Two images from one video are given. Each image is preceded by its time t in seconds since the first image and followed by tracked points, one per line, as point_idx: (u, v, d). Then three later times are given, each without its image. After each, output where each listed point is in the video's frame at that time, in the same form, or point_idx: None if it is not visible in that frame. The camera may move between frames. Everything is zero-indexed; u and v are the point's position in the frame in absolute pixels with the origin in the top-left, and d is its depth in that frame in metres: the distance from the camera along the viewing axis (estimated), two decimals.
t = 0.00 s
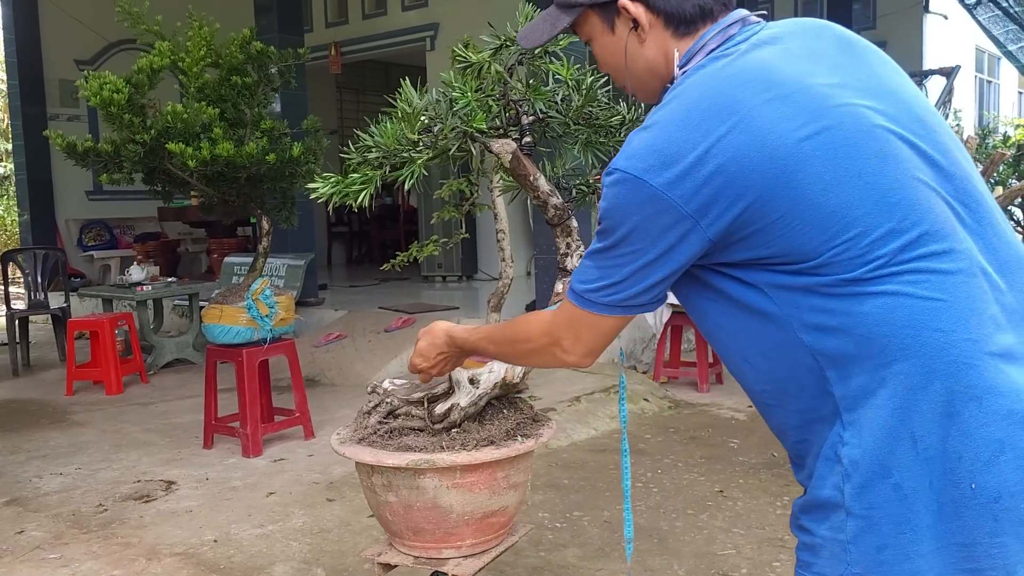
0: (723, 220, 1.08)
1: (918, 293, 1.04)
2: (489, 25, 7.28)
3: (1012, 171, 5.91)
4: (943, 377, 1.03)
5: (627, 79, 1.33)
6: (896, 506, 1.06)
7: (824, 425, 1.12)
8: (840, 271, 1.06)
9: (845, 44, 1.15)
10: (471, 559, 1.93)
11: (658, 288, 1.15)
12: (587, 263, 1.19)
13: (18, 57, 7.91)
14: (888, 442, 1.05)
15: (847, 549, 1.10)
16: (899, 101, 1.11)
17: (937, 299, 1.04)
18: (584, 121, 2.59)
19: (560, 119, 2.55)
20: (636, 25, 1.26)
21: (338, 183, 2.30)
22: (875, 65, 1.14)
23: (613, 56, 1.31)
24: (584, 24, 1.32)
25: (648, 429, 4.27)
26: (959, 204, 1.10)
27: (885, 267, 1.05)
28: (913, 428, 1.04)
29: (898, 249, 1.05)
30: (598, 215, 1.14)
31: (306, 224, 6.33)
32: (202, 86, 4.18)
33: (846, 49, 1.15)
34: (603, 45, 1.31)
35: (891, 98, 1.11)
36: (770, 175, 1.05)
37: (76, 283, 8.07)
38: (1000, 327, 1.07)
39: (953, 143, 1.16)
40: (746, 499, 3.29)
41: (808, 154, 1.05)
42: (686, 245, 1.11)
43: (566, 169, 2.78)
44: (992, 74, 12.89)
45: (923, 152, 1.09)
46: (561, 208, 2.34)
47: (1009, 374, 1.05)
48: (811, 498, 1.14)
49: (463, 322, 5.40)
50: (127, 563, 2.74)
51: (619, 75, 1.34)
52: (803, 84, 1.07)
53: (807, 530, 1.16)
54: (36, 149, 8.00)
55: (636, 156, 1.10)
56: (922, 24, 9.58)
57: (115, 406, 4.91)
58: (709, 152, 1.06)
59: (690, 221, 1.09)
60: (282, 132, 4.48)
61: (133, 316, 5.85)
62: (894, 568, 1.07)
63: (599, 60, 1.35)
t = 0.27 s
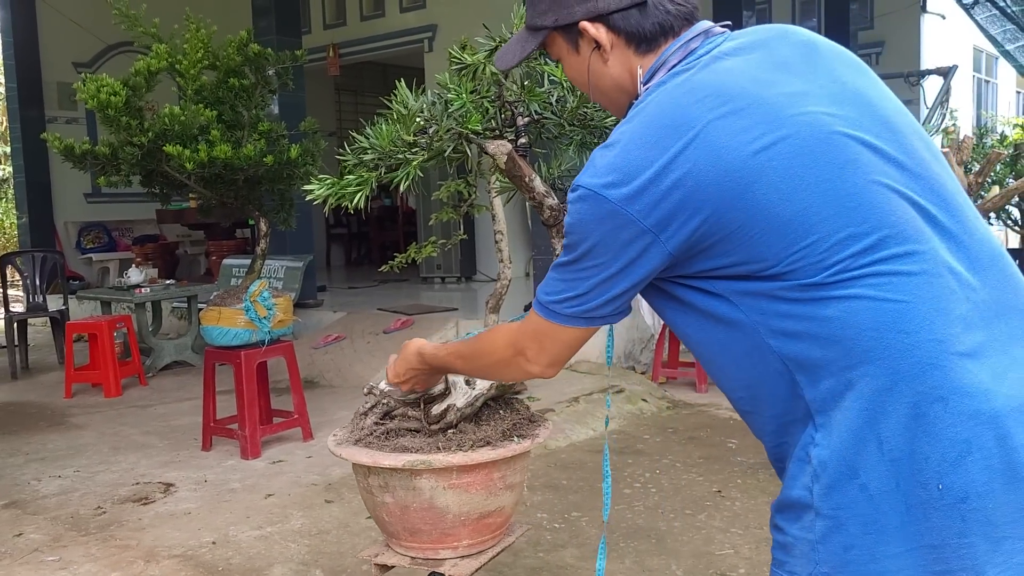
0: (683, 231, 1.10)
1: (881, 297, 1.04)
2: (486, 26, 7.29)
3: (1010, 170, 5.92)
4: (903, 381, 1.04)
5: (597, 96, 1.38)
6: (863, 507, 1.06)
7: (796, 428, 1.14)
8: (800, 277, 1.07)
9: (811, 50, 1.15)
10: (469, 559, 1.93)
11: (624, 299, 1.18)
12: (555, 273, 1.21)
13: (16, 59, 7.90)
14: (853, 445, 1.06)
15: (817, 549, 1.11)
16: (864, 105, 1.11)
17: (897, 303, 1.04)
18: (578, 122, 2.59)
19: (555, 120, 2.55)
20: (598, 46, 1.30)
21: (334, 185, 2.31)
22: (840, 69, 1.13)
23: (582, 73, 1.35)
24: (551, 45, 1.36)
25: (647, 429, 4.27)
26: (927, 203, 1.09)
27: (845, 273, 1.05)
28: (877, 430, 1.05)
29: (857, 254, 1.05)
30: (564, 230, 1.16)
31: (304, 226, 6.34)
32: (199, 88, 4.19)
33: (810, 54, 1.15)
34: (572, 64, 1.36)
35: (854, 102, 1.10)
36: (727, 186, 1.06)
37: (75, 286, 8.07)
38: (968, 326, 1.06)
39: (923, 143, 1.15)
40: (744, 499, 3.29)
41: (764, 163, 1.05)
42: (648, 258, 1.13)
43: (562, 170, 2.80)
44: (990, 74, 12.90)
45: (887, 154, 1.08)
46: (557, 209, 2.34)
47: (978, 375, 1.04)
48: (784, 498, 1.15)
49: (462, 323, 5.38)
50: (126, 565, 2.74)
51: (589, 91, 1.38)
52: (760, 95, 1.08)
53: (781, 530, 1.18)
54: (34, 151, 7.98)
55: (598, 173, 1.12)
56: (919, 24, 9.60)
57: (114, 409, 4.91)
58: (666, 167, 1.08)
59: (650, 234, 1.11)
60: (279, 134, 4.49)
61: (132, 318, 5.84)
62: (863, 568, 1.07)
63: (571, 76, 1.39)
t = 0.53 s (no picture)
0: (676, 236, 1.10)
1: (875, 296, 1.04)
2: (485, 28, 7.30)
3: (1009, 170, 5.92)
4: (896, 381, 1.04)
5: (593, 102, 1.38)
6: (860, 502, 1.06)
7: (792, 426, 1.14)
8: (793, 278, 1.07)
9: (802, 53, 1.15)
10: (469, 560, 1.93)
11: (616, 301, 1.19)
12: (549, 277, 1.22)
13: (15, 62, 7.91)
14: (851, 441, 1.06)
15: (815, 544, 1.11)
16: (855, 105, 1.11)
17: (891, 302, 1.04)
18: (577, 123, 2.60)
19: (554, 121, 2.55)
20: (596, 52, 1.31)
21: (333, 186, 2.31)
22: (830, 71, 1.14)
23: (578, 79, 1.36)
24: (547, 51, 1.36)
25: (647, 430, 4.27)
26: (919, 201, 1.09)
27: (838, 273, 1.05)
28: (873, 426, 1.05)
29: (850, 254, 1.05)
30: (558, 236, 1.16)
31: (304, 228, 6.34)
32: (199, 90, 4.19)
33: (801, 58, 1.15)
34: (569, 69, 1.36)
35: (845, 104, 1.11)
36: (719, 190, 1.07)
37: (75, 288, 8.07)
38: (963, 321, 1.06)
39: (914, 141, 1.15)
40: (744, 499, 3.29)
41: (755, 168, 1.06)
42: (642, 262, 1.13)
43: (562, 171, 2.80)
44: (988, 74, 12.90)
45: (879, 154, 1.09)
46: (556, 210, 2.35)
47: (973, 371, 1.04)
48: (783, 495, 1.15)
49: (461, 324, 5.38)
50: (127, 567, 2.75)
51: (585, 97, 1.39)
52: (751, 100, 1.09)
53: (780, 527, 1.17)
54: (34, 154, 8.00)
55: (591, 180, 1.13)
56: (918, 24, 9.61)
57: (114, 411, 4.91)
58: (658, 174, 1.09)
59: (643, 240, 1.11)
60: (279, 136, 4.49)
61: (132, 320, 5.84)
62: (861, 563, 1.08)
63: (566, 82, 1.39)
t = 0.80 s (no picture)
0: (676, 237, 1.11)
1: (877, 293, 1.05)
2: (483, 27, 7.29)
3: (1007, 168, 5.93)
4: (898, 378, 1.04)
5: (594, 106, 1.38)
6: (866, 497, 1.06)
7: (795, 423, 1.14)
8: (794, 276, 1.07)
9: (800, 52, 1.15)
10: (468, 559, 1.94)
11: (615, 299, 1.19)
12: (548, 275, 1.22)
13: (13, 62, 7.90)
14: (856, 436, 1.06)
15: (821, 540, 1.11)
16: (854, 104, 1.11)
17: (893, 299, 1.05)
18: (576, 122, 2.60)
19: (553, 119, 2.55)
20: (600, 56, 1.30)
21: (332, 186, 2.31)
22: (828, 70, 1.14)
23: (579, 82, 1.35)
24: (550, 54, 1.36)
25: (646, 429, 4.27)
26: (920, 197, 1.09)
27: (838, 271, 1.05)
28: (879, 421, 1.05)
29: (851, 252, 1.05)
30: (558, 237, 1.17)
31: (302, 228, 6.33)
32: (197, 90, 4.19)
33: (799, 56, 1.15)
34: (571, 72, 1.35)
35: (844, 103, 1.11)
36: (719, 191, 1.07)
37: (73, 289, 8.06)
38: (965, 316, 1.06)
39: (913, 138, 1.15)
40: (743, 498, 3.29)
41: (755, 169, 1.06)
42: (643, 262, 1.13)
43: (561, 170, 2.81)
44: (986, 73, 12.92)
45: (878, 152, 1.09)
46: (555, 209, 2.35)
47: (976, 365, 1.05)
48: (788, 492, 1.15)
49: (460, 323, 5.38)
50: (126, 567, 2.74)
51: (586, 102, 1.39)
52: (749, 102, 1.09)
53: (785, 523, 1.17)
54: (33, 155, 8.02)
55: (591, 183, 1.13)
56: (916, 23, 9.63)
57: (112, 412, 4.91)
58: (657, 176, 1.09)
59: (643, 241, 1.11)
60: (277, 135, 4.49)
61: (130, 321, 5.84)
62: (868, 558, 1.08)
63: (567, 85, 1.39)
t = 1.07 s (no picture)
0: (667, 240, 1.11)
1: (869, 294, 1.05)
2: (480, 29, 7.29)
3: (1003, 169, 5.95)
4: (890, 379, 1.05)
5: (593, 110, 1.38)
6: (859, 497, 1.07)
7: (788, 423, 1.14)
8: (786, 278, 1.08)
9: (794, 54, 1.15)
10: (466, 559, 1.94)
11: (607, 299, 1.20)
12: (542, 274, 1.23)
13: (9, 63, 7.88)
14: (849, 436, 1.06)
15: (814, 539, 1.11)
16: (847, 106, 1.11)
17: (885, 300, 1.05)
18: (572, 122, 2.60)
19: (549, 120, 2.55)
20: (597, 60, 1.31)
21: (329, 186, 2.31)
22: (822, 72, 1.14)
23: (579, 87, 1.36)
24: (548, 59, 1.37)
25: (643, 429, 4.27)
26: (914, 198, 1.10)
27: (830, 273, 1.06)
28: (871, 421, 1.06)
29: (843, 254, 1.06)
30: (552, 238, 1.17)
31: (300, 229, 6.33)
32: (194, 91, 4.18)
33: (794, 58, 1.15)
34: (571, 78, 1.36)
35: (838, 105, 1.11)
36: (710, 195, 1.07)
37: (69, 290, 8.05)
38: (959, 316, 1.07)
39: (908, 139, 1.15)
40: (740, 499, 3.30)
41: (747, 172, 1.06)
42: (634, 263, 1.14)
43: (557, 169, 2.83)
44: (982, 73, 12.94)
45: (872, 153, 1.09)
46: (551, 209, 2.36)
47: (968, 366, 1.05)
48: (782, 492, 1.15)
49: (457, 324, 5.38)
50: (123, 568, 2.74)
51: (584, 105, 1.39)
52: (742, 106, 1.09)
53: (781, 522, 1.17)
54: (29, 156, 8.00)
55: (585, 186, 1.13)
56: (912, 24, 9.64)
57: (109, 413, 4.90)
58: (650, 180, 1.09)
59: (635, 244, 1.12)
60: (274, 136, 4.49)
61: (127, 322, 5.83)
62: (859, 557, 1.08)
63: (567, 92, 1.39)
